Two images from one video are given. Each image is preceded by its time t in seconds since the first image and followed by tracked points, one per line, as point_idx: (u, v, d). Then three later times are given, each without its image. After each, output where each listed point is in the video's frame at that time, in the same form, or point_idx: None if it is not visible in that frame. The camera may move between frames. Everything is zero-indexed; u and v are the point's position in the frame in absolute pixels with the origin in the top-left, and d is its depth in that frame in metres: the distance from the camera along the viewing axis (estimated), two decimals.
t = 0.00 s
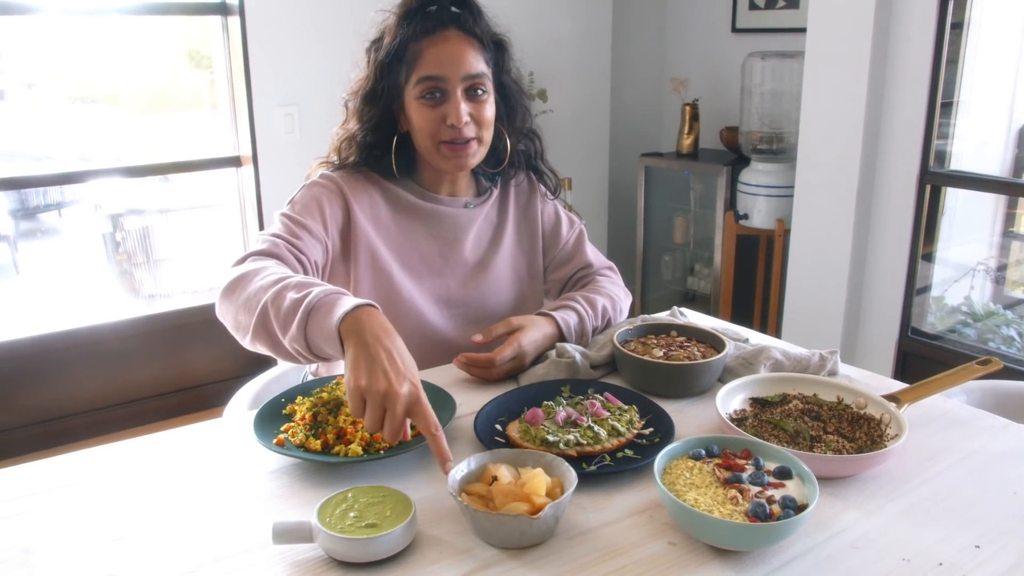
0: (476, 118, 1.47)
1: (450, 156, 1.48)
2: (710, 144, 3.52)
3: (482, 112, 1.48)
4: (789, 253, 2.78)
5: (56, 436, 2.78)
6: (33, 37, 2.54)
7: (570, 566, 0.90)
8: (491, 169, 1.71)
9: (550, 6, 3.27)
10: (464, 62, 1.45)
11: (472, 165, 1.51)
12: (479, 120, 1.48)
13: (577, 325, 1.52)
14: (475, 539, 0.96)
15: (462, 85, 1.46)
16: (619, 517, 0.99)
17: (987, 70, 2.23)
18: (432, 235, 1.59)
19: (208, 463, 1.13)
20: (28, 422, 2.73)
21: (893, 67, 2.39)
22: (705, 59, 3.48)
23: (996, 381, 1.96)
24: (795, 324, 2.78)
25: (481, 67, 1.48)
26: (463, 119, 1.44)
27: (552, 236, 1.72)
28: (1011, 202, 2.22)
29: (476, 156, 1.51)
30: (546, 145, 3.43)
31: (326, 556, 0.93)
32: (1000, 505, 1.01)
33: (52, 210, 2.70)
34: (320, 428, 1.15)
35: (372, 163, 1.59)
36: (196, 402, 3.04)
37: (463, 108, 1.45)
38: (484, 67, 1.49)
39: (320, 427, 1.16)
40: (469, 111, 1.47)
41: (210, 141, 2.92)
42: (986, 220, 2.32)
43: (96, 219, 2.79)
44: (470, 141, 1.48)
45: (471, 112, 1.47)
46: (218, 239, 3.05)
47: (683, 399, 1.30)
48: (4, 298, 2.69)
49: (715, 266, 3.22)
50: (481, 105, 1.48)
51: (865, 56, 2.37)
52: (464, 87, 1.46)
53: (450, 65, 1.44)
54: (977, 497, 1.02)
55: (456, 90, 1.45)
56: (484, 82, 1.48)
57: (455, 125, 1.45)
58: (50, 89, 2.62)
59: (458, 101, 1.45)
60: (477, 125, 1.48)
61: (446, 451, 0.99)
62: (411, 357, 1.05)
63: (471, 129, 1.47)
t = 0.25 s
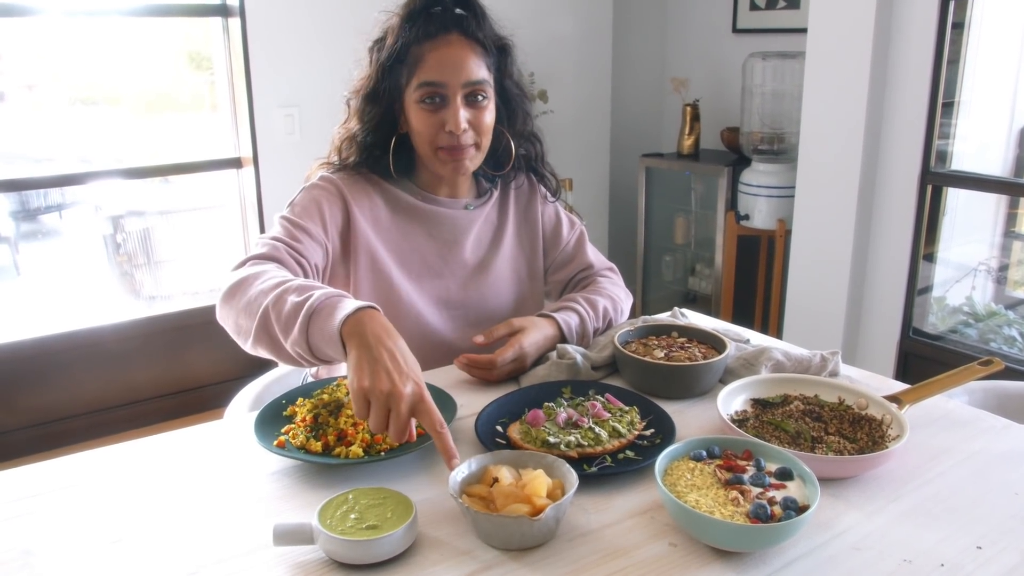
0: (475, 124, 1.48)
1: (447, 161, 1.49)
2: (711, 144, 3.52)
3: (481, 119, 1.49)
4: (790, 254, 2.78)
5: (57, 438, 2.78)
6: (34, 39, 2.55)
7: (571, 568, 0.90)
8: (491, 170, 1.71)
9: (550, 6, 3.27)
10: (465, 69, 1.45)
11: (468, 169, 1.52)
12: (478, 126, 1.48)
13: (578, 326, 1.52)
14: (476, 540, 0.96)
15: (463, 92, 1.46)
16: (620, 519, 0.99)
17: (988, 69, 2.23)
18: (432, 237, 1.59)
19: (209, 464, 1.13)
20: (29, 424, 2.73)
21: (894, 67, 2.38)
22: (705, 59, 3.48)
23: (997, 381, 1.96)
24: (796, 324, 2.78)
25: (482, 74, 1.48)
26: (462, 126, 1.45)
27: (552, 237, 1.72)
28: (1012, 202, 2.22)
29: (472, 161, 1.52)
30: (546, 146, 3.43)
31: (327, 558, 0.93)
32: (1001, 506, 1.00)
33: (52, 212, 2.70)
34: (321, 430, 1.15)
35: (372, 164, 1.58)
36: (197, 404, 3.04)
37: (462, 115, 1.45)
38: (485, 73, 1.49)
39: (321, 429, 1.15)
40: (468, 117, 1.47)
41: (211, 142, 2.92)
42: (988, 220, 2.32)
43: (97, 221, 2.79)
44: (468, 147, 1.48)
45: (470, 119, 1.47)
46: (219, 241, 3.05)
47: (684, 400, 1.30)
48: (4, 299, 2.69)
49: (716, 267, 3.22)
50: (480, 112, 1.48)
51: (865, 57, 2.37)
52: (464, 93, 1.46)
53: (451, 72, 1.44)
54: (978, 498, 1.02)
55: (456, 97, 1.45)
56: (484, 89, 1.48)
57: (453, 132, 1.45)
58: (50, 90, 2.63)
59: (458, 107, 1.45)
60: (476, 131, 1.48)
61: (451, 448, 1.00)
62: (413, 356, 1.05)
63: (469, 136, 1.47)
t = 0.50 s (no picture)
0: (472, 118, 1.48)
1: (444, 156, 1.49)
2: (710, 143, 3.52)
3: (479, 112, 1.48)
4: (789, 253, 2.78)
5: (55, 437, 2.78)
6: (32, 37, 2.55)
7: (568, 567, 0.90)
8: (489, 169, 1.71)
9: (550, 4, 3.27)
10: (462, 62, 1.45)
11: (465, 165, 1.52)
12: (475, 120, 1.48)
13: (576, 325, 1.51)
14: (474, 539, 0.96)
15: (459, 85, 1.46)
16: (618, 518, 0.99)
17: (988, 69, 2.23)
18: (431, 235, 1.58)
19: (207, 463, 1.13)
20: (27, 423, 2.73)
21: (894, 66, 2.38)
22: (705, 57, 3.47)
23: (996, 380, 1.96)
24: (795, 323, 2.78)
25: (478, 67, 1.48)
26: (458, 119, 1.45)
27: (551, 236, 1.72)
28: (1012, 201, 2.22)
29: (470, 156, 1.52)
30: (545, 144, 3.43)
31: (325, 557, 0.93)
32: (999, 505, 1.00)
33: (51, 210, 2.70)
34: (318, 429, 1.15)
35: (370, 162, 1.58)
36: (196, 402, 3.04)
37: (459, 108, 1.45)
38: (481, 67, 1.49)
39: (318, 428, 1.15)
40: (465, 111, 1.47)
41: (210, 140, 2.92)
42: (987, 219, 2.31)
43: (96, 219, 2.79)
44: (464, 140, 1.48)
45: (467, 112, 1.47)
46: (218, 239, 3.05)
47: (682, 399, 1.30)
48: (3, 298, 2.69)
49: (715, 266, 3.22)
50: (477, 105, 1.48)
51: (864, 56, 2.37)
52: (460, 87, 1.46)
53: (447, 65, 1.44)
54: (976, 497, 1.02)
55: (452, 90, 1.45)
56: (481, 83, 1.48)
57: (449, 124, 1.45)
58: (49, 88, 2.62)
59: (454, 100, 1.45)
60: (473, 125, 1.48)
61: (450, 440, 0.98)
62: (411, 349, 1.05)
63: (466, 129, 1.47)
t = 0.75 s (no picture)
0: (465, 103, 1.48)
1: (438, 145, 1.49)
2: (710, 143, 3.52)
3: (471, 99, 1.49)
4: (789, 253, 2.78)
5: (55, 439, 2.78)
6: (31, 39, 2.55)
7: (568, 568, 0.90)
8: (487, 166, 1.71)
9: (549, 5, 3.27)
10: (452, 47, 1.47)
11: (459, 157, 1.52)
12: (467, 106, 1.48)
13: (577, 326, 1.51)
14: (474, 540, 0.96)
15: (451, 69, 1.47)
16: (618, 518, 0.99)
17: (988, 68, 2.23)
18: (431, 232, 1.58)
19: (206, 466, 1.13)
20: (28, 425, 2.73)
21: (893, 65, 2.38)
22: (705, 58, 3.47)
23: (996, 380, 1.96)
24: (795, 324, 2.78)
25: (469, 54, 1.49)
26: (450, 102, 1.45)
27: (552, 237, 1.72)
28: (1012, 200, 2.22)
29: (464, 150, 1.52)
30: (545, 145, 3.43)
31: (324, 559, 0.92)
32: (1000, 505, 1.00)
33: (51, 212, 2.70)
34: (318, 430, 1.15)
35: (366, 157, 1.59)
36: (196, 404, 3.04)
37: (450, 91, 1.46)
38: (473, 54, 1.50)
39: (318, 430, 1.15)
40: (457, 95, 1.47)
41: (209, 142, 2.92)
42: (988, 218, 2.31)
43: (95, 221, 2.79)
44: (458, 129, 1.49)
45: (459, 97, 1.47)
46: (218, 241, 3.05)
47: (682, 400, 1.30)
48: (3, 300, 2.69)
49: (715, 266, 3.22)
50: (469, 91, 1.48)
51: (864, 56, 2.37)
52: (451, 72, 1.47)
53: (438, 49, 1.46)
54: (976, 497, 1.02)
55: (443, 74, 1.46)
56: (472, 69, 1.49)
57: (441, 108, 1.45)
58: (49, 91, 2.63)
59: (446, 85, 1.46)
60: (465, 110, 1.48)
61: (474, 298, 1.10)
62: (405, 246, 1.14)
63: (458, 112, 1.47)
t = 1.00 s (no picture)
0: (462, 98, 1.48)
1: (435, 142, 1.48)
2: (711, 141, 3.52)
3: (468, 94, 1.49)
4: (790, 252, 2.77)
5: (56, 438, 2.79)
6: (32, 38, 2.55)
7: (569, 567, 0.90)
8: (485, 168, 1.71)
9: (550, 4, 3.27)
10: (449, 42, 1.47)
11: (457, 154, 1.51)
12: (465, 102, 1.48)
13: (577, 325, 1.51)
14: (474, 539, 0.96)
15: (448, 64, 1.48)
16: (619, 518, 0.99)
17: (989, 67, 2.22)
18: (430, 238, 1.57)
19: (207, 465, 1.13)
20: (28, 425, 2.73)
21: (894, 64, 2.38)
22: (705, 56, 3.47)
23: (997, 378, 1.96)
24: (796, 322, 2.78)
25: (466, 49, 1.50)
26: (448, 96, 1.45)
27: (551, 236, 1.71)
28: (1013, 199, 2.22)
29: (461, 147, 1.51)
30: (546, 144, 3.42)
31: (326, 557, 0.93)
32: (1001, 504, 1.00)
33: (51, 212, 2.70)
34: (319, 429, 1.15)
35: (359, 160, 1.59)
36: (196, 404, 3.04)
37: (447, 86, 1.46)
38: (470, 51, 1.51)
39: (319, 428, 1.15)
40: (454, 91, 1.47)
41: (210, 141, 2.91)
42: (989, 217, 2.31)
43: (96, 221, 2.79)
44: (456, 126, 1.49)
45: (457, 92, 1.47)
46: (219, 240, 3.05)
47: (683, 399, 1.30)
48: (4, 299, 2.69)
49: (716, 265, 3.22)
50: (466, 86, 1.49)
51: (865, 54, 2.36)
52: (449, 66, 1.48)
53: (435, 43, 1.47)
54: (978, 496, 1.02)
55: (440, 68, 1.47)
56: (469, 64, 1.50)
57: (439, 101, 1.45)
58: (49, 90, 2.63)
59: (443, 79, 1.46)
60: (463, 106, 1.48)
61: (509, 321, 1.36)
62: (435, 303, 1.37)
63: (456, 107, 1.47)
